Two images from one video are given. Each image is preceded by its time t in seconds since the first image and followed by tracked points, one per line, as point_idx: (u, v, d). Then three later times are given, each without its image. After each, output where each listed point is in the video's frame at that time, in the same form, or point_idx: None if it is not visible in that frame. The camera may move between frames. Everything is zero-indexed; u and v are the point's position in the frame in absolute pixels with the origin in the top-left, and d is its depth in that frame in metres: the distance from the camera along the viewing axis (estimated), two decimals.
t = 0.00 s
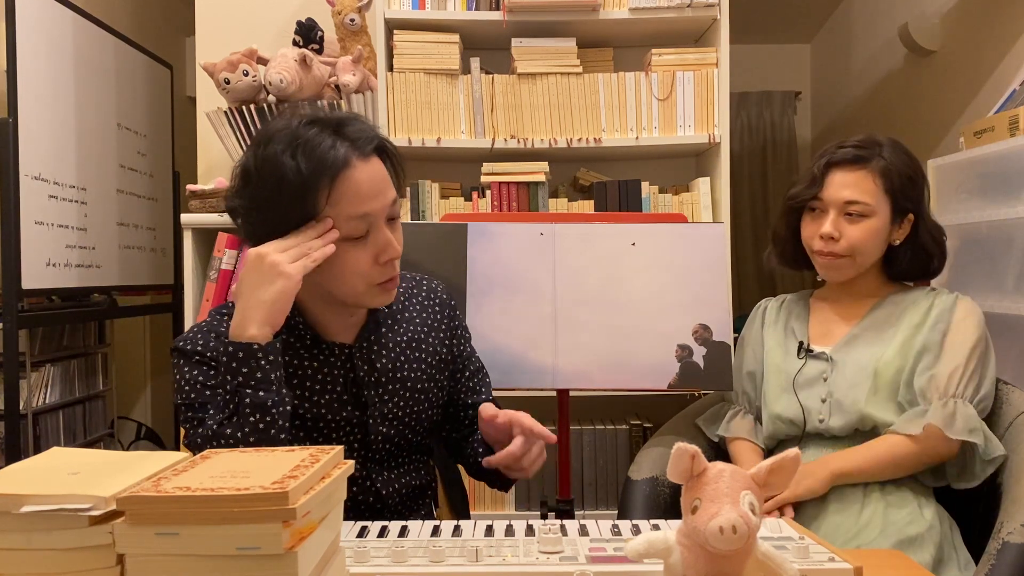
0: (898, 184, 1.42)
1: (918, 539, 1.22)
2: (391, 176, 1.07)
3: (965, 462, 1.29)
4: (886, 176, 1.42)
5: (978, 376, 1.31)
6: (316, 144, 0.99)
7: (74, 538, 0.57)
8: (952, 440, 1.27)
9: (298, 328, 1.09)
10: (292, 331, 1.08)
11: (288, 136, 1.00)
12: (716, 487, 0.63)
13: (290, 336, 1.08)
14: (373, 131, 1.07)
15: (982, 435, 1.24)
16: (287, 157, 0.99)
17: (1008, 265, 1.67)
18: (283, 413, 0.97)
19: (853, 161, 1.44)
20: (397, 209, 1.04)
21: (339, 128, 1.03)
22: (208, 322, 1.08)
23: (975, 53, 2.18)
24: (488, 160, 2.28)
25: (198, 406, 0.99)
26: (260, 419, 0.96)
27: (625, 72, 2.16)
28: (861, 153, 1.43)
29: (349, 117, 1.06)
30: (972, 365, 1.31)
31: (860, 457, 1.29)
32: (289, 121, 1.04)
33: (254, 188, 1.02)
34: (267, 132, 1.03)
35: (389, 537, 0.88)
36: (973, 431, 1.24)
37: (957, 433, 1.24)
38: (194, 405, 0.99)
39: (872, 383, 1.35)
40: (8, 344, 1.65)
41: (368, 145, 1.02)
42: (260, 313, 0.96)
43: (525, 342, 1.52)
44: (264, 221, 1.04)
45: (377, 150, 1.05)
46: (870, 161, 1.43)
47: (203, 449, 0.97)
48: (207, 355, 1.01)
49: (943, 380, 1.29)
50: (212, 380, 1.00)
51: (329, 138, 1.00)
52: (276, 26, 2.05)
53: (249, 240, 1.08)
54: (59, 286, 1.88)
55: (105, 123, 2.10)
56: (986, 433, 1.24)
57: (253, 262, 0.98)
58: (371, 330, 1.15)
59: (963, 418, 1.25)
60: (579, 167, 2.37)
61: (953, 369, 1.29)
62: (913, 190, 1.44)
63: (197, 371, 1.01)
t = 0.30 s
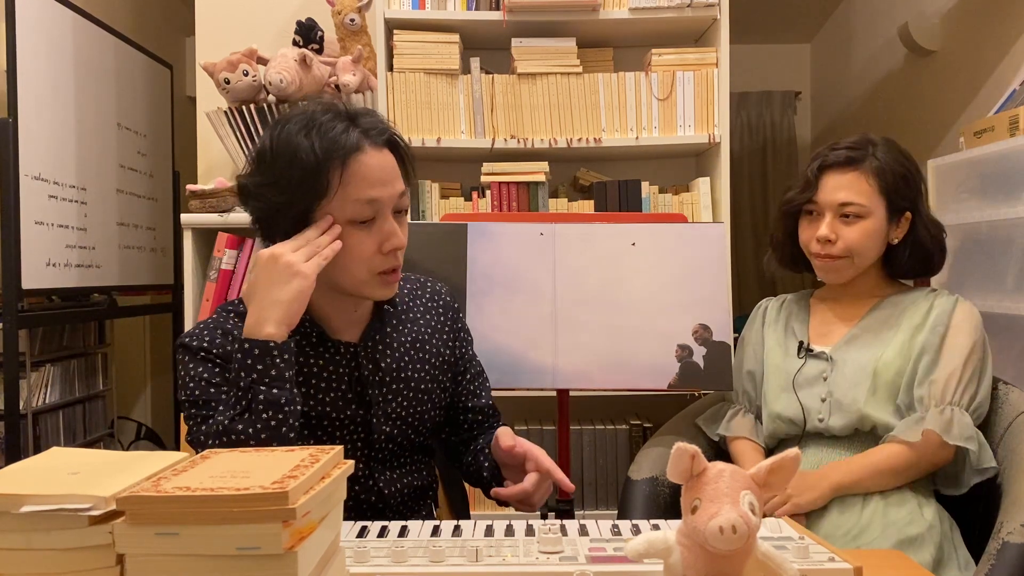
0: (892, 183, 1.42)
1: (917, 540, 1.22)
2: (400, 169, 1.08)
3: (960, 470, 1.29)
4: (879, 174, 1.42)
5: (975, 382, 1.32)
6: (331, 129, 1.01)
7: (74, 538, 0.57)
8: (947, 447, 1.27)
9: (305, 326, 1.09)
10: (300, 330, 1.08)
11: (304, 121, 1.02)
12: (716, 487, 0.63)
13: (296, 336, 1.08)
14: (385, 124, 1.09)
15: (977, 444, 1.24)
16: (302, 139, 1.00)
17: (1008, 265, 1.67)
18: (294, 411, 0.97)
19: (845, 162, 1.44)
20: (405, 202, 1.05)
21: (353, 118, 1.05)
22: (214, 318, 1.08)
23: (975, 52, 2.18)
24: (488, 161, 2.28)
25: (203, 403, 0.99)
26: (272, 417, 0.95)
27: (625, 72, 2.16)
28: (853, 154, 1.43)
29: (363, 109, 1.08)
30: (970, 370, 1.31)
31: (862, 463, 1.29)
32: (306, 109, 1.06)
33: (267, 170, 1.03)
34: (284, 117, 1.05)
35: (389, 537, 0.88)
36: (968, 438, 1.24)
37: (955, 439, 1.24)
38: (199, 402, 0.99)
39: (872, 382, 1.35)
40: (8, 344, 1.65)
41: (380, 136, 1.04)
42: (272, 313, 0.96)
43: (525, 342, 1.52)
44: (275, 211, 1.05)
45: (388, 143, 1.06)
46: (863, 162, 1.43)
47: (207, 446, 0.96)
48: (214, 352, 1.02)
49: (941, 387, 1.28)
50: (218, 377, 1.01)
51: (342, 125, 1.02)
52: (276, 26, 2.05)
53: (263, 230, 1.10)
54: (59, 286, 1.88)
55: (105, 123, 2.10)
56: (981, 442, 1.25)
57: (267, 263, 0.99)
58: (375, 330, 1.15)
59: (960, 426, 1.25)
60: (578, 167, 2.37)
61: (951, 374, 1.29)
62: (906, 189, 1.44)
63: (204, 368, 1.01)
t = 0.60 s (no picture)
0: (887, 184, 1.42)
1: (917, 540, 1.22)
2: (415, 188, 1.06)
3: (960, 469, 1.30)
4: (873, 174, 1.42)
5: (975, 382, 1.32)
6: (349, 146, 0.98)
7: (74, 539, 0.57)
8: (947, 448, 1.27)
9: (307, 326, 1.09)
10: (302, 329, 1.09)
11: (324, 132, 1.00)
12: (716, 487, 0.63)
13: (298, 336, 1.09)
14: (404, 141, 1.07)
15: (979, 444, 1.24)
16: (318, 152, 0.98)
17: (1008, 265, 1.67)
18: (293, 410, 0.97)
19: (838, 164, 1.44)
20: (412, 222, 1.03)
21: (371, 133, 1.03)
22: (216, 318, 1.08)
23: (975, 52, 2.18)
24: (488, 160, 2.28)
25: (205, 404, 0.99)
26: (271, 416, 0.95)
27: (624, 72, 2.16)
28: (847, 155, 1.44)
29: (384, 123, 1.06)
30: (968, 369, 1.31)
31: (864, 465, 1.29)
32: (325, 116, 1.03)
33: (281, 175, 1.01)
34: (300, 125, 1.03)
35: (389, 537, 0.88)
36: (970, 439, 1.24)
37: (956, 440, 1.24)
38: (201, 403, 0.99)
39: (872, 381, 1.35)
40: (9, 344, 1.65)
41: (397, 154, 1.01)
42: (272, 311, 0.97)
43: (525, 342, 1.52)
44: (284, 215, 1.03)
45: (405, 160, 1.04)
46: (855, 163, 1.43)
47: (208, 445, 0.96)
48: (216, 353, 1.02)
49: (941, 388, 1.28)
50: (220, 378, 1.01)
51: (361, 142, 0.99)
52: (276, 26, 2.05)
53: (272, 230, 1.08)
54: (60, 286, 1.88)
55: (105, 123, 2.10)
56: (983, 443, 1.25)
57: (266, 263, 1.00)
58: (377, 331, 1.14)
59: (961, 428, 1.25)
60: (579, 167, 2.37)
61: (950, 374, 1.29)
62: (902, 188, 1.44)
63: (204, 369, 1.01)
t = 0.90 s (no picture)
0: (885, 183, 1.42)
1: (918, 540, 1.21)
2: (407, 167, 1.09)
3: (952, 461, 1.30)
4: (872, 173, 1.42)
5: (972, 378, 1.32)
6: (340, 127, 1.02)
7: (75, 539, 0.57)
8: (947, 447, 1.27)
9: (308, 322, 1.08)
10: (303, 325, 1.08)
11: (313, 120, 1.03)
12: (716, 487, 0.63)
13: (300, 332, 1.08)
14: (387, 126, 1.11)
15: (966, 433, 1.25)
16: (313, 137, 1.01)
17: (1008, 265, 1.67)
18: (297, 412, 0.96)
19: (834, 164, 1.44)
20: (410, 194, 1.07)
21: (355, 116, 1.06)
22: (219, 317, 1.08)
23: (975, 53, 2.19)
24: (488, 160, 2.28)
25: (206, 401, 0.99)
26: (274, 418, 0.95)
27: (625, 73, 2.16)
28: (844, 154, 1.44)
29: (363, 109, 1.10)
30: (963, 364, 1.31)
31: (862, 447, 1.30)
32: (311, 108, 1.07)
33: (279, 169, 1.03)
34: (286, 120, 1.06)
35: (389, 537, 0.88)
36: (958, 428, 1.25)
37: (944, 429, 1.25)
38: (202, 400, 0.99)
39: (870, 380, 1.35)
40: (8, 344, 1.65)
41: (386, 132, 1.06)
42: (275, 313, 0.95)
43: (525, 342, 1.52)
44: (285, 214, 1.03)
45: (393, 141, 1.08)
46: (853, 162, 1.43)
47: (211, 445, 0.96)
48: (217, 350, 1.02)
49: (930, 379, 1.29)
50: (220, 376, 1.01)
51: (352, 122, 1.03)
52: (276, 26, 2.05)
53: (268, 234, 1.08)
54: (60, 286, 1.88)
55: (105, 123, 2.10)
56: (972, 431, 1.25)
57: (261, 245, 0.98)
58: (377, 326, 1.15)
59: (949, 416, 1.26)
60: (578, 167, 2.37)
61: (942, 366, 1.29)
62: (900, 188, 1.44)
63: (205, 367, 1.01)
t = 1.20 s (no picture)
0: (885, 183, 1.42)
1: (917, 540, 1.21)
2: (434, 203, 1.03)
3: (951, 461, 1.30)
4: (871, 173, 1.42)
5: (970, 376, 1.32)
6: (387, 161, 0.93)
7: (75, 539, 0.57)
8: (944, 445, 1.28)
9: (301, 324, 1.08)
10: (296, 327, 1.07)
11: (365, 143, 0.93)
12: (716, 487, 0.63)
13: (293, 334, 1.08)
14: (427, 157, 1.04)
15: (965, 434, 1.25)
16: (360, 164, 0.92)
17: (1007, 265, 1.67)
18: (291, 410, 0.97)
19: (834, 164, 1.44)
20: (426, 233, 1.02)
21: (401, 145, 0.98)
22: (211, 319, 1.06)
23: (974, 53, 2.19)
24: (488, 160, 2.28)
25: (201, 404, 0.96)
26: (269, 417, 0.96)
27: (625, 72, 2.16)
28: (845, 155, 1.44)
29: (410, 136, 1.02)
30: (963, 364, 1.31)
31: (862, 447, 1.30)
32: (355, 125, 0.96)
33: (310, 176, 0.94)
34: (330, 128, 0.95)
35: (390, 537, 0.88)
36: (956, 429, 1.25)
37: (943, 430, 1.25)
38: (197, 403, 0.96)
39: (870, 380, 1.35)
40: (8, 344, 1.65)
41: (426, 171, 0.98)
42: (265, 313, 0.97)
43: (525, 342, 1.52)
44: (309, 220, 0.95)
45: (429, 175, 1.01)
46: (852, 163, 1.43)
47: (208, 446, 0.94)
48: (212, 352, 0.98)
49: (929, 381, 1.29)
50: (215, 378, 0.97)
51: (400, 157, 0.94)
52: (275, 26, 2.05)
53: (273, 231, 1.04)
54: (60, 286, 1.88)
55: (105, 123, 2.10)
56: (971, 432, 1.26)
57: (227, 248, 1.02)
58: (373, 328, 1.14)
59: (947, 417, 1.26)
60: (578, 167, 2.37)
61: (941, 367, 1.29)
62: (899, 188, 1.44)
63: (200, 369, 0.97)
